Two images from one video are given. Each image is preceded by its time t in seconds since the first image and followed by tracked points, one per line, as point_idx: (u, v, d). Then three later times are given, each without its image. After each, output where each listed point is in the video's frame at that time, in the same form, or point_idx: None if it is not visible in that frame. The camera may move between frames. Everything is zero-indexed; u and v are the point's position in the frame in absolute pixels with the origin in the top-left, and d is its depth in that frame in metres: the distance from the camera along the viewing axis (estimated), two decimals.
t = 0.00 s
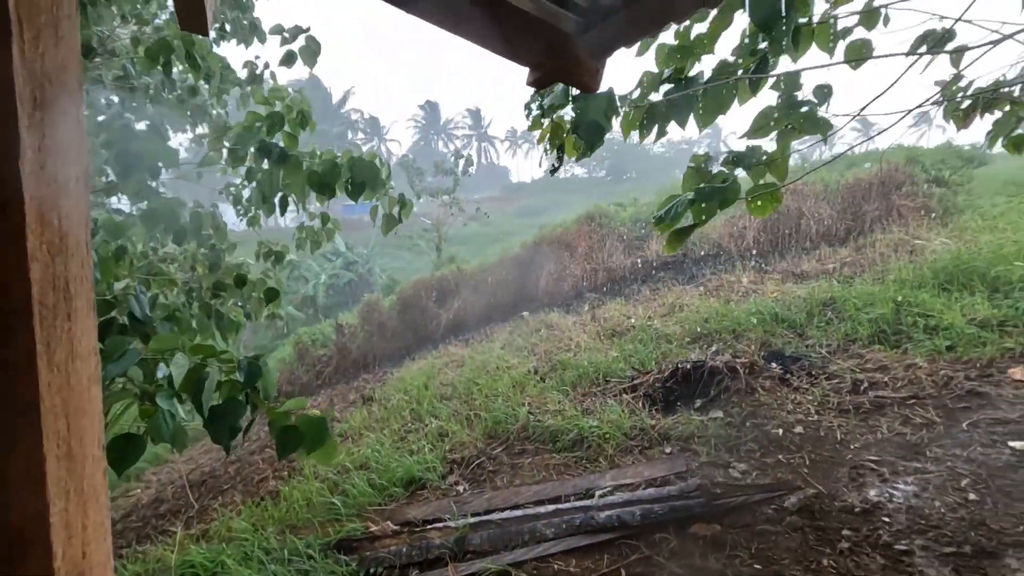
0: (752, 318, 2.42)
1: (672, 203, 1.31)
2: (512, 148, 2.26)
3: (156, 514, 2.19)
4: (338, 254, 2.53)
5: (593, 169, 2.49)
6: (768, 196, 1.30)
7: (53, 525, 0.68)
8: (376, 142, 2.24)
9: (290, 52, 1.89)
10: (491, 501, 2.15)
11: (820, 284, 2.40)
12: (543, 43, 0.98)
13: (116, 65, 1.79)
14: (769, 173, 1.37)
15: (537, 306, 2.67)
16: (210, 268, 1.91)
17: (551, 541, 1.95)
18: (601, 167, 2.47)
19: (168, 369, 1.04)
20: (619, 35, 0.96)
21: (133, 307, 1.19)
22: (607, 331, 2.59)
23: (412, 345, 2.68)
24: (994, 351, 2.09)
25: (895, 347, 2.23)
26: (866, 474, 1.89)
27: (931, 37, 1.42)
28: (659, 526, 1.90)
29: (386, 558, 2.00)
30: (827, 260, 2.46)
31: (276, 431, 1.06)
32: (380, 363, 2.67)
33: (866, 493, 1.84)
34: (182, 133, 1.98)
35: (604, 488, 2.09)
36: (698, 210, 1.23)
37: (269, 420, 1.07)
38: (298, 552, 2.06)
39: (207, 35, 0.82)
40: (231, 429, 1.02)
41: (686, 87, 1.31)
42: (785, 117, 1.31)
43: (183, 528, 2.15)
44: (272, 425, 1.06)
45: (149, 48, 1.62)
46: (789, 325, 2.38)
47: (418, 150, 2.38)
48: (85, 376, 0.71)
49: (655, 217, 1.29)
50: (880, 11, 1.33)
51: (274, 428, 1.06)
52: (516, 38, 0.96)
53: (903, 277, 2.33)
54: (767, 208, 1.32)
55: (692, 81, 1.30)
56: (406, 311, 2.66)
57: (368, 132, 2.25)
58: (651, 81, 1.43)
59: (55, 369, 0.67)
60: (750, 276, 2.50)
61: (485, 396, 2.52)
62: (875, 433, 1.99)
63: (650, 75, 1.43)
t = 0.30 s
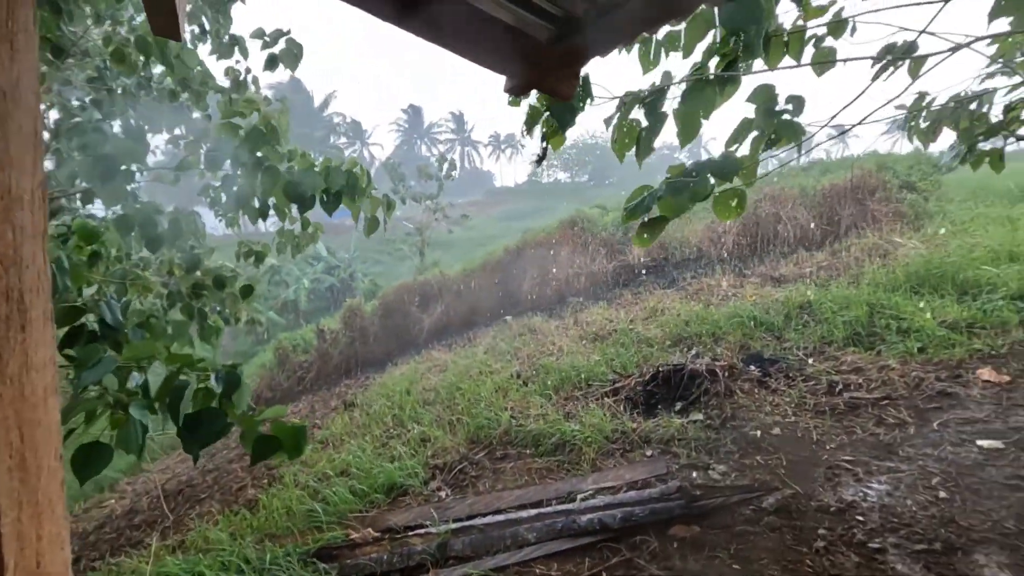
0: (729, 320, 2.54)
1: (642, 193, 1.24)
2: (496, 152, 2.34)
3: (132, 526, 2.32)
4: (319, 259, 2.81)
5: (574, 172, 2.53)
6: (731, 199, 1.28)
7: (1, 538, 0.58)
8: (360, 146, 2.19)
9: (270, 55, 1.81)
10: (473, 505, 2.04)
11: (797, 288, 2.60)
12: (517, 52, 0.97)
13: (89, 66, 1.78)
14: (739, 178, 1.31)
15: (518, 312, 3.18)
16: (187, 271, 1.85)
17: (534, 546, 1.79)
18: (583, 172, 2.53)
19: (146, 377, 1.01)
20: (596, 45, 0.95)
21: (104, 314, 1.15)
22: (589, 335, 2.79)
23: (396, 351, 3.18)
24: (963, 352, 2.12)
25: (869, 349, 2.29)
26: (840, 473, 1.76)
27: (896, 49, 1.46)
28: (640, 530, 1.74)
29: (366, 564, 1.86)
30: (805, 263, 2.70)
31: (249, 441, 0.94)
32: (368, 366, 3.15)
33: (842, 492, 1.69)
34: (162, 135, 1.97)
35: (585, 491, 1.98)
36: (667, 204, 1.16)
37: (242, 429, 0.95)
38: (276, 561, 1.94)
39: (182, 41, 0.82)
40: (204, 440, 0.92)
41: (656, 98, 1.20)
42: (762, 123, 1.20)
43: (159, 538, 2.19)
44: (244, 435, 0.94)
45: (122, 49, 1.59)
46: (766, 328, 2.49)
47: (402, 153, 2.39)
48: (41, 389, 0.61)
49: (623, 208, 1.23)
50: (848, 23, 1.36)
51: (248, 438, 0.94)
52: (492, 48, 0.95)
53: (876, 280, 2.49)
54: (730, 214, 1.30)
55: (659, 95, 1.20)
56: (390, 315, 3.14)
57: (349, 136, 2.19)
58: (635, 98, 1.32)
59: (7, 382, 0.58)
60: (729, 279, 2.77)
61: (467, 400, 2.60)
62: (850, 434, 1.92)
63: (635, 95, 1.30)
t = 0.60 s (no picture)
0: (711, 324, 2.64)
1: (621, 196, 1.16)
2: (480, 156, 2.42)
3: (106, 536, 2.31)
4: (302, 263, 3.04)
5: (559, 177, 2.71)
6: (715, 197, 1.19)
7: None
8: (343, 150, 2.17)
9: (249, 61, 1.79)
10: (455, 511, 2.03)
11: (775, 292, 2.77)
12: (494, 63, 0.96)
13: (62, 67, 1.77)
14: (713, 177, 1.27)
15: (504, 316, 3.30)
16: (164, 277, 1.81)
17: (516, 550, 1.79)
18: (566, 177, 2.72)
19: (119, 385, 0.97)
20: (573, 54, 0.96)
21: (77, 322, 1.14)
22: (572, 339, 2.89)
23: (378, 356, 3.25)
24: (934, 353, 2.16)
25: (846, 351, 2.34)
26: (817, 474, 1.79)
27: (868, 58, 1.49)
28: (622, 532, 1.75)
29: (346, 570, 1.83)
30: (783, 268, 2.95)
31: (231, 446, 0.89)
32: (350, 371, 3.19)
33: (818, 493, 1.71)
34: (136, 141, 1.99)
35: (568, 494, 1.98)
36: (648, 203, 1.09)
37: (223, 433, 0.90)
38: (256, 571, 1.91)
39: (154, 47, 0.82)
40: (185, 444, 0.88)
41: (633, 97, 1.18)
42: (736, 124, 1.18)
43: (135, 549, 2.17)
44: (226, 439, 0.89)
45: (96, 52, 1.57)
46: (746, 331, 2.57)
47: (387, 158, 2.44)
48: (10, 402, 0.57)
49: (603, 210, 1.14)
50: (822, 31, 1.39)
51: (229, 441, 0.89)
52: (471, 60, 0.95)
53: (853, 285, 2.60)
54: (714, 210, 1.21)
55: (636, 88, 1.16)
56: (373, 321, 3.24)
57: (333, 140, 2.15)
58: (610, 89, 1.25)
59: None
60: (710, 283, 3.00)
61: (451, 404, 2.62)
62: (826, 435, 1.95)
63: (608, 85, 1.26)
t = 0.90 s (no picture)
0: (694, 327, 2.70)
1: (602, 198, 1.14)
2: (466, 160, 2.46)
3: (84, 544, 2.28)
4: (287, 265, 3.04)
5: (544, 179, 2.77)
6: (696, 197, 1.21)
7: None
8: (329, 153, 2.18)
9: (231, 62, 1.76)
10: (440, 514, 2.02)
11: (759, 295, 2.82)
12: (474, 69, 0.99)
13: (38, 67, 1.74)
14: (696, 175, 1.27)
15: (492, 318, 3.37)
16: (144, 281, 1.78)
17: (500, 552, 1.78)
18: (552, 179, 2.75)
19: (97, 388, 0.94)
20: (549, 61, 0.98)
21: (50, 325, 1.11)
22: (557, 342, 2.94)
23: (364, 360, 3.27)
24: (910, 355, 2.21)
25: (826, 352, 2.39)
26: (797, 474, 1.81)
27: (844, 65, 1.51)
28: (606, 533, 1.75)
29: None
30: (765, 270, 3.03)
31: (215, 444, 0.89)
32: (335, 376, 3.19)
33: (798, 492, 1.74)
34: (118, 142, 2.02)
35: (552, 497, 1.98)
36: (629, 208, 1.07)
37: (206, 432, 0.90)
38: None
39: (130, 49, 0.81)
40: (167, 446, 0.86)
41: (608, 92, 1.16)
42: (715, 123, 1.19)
43: (114, 557, 2.15)
44: (210, 438, 0.89)
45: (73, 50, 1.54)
46: (729, 334, 2.63)
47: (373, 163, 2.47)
48: None
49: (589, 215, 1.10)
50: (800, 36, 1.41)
51: (214, 440, 0.89)
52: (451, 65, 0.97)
53: (834, 288, 2.67)
54: (695, 211, 1.23)
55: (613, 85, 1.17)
56: (359, 325, 3.20)
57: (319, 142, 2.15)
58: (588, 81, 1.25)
59: None
60: (695, 287, 3.08)
61: (436, 408, 2.62)
62: (806, 436, 1.97)
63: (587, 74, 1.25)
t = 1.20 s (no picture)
0: (680, 328, 2.74)
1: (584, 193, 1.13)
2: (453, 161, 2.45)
3: (64, 551, 2.25)
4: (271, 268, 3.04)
5: (531, 182, 2.87)
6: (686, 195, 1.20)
7: None
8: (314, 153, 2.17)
9: (213, 53, 1.73)
10: (428, 516, 2.01)
11: (743, 295, 2.88)
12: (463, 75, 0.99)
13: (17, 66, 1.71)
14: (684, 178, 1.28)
15: (479, 320, 3.37)
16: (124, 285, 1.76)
17: (488, 554, 1.78)
18: (539, 182, 2.86)
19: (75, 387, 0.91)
20: (538, 67, 0.98)
21: (23, 330, 1.10)
22: (544, 343, 2.97)
23: (350, 362, 3.28)
24: (890, 355, 2.25)
25: (808, 352, 2.43)
26: (780, 472, 1.84)
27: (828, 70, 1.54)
28: (593, 534, 1.76)
29: None
30: (749, 272, 3.09)
31: (201, 439, 0.91)
32: (321, 377, 3.20)
33: (781, 491, 1.76)
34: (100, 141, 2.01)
35: (539, 498, 1.98)
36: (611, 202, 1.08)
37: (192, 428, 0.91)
38: None
39: (117, 52, 0.80)
40: (156, 443, 0.85)
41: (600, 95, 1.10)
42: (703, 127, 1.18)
43: (95, 564, 2.13)
44: (196, 434, 0.91)
45: (52, 48, 1.51)
46: (714, 334, 2.67)
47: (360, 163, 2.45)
48: None
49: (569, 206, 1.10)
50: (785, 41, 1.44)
51: (200, 436, 0.90)
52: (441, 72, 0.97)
53: (815, 289, 2.72)
54: (688, 208, 1.22)
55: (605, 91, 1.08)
56: (344, 326, 3.27)
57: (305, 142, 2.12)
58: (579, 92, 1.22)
59: None
60: (681, 288, 3.13)
61: (423, 410, 2.62)
62: (789, 435, 2.00)
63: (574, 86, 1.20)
